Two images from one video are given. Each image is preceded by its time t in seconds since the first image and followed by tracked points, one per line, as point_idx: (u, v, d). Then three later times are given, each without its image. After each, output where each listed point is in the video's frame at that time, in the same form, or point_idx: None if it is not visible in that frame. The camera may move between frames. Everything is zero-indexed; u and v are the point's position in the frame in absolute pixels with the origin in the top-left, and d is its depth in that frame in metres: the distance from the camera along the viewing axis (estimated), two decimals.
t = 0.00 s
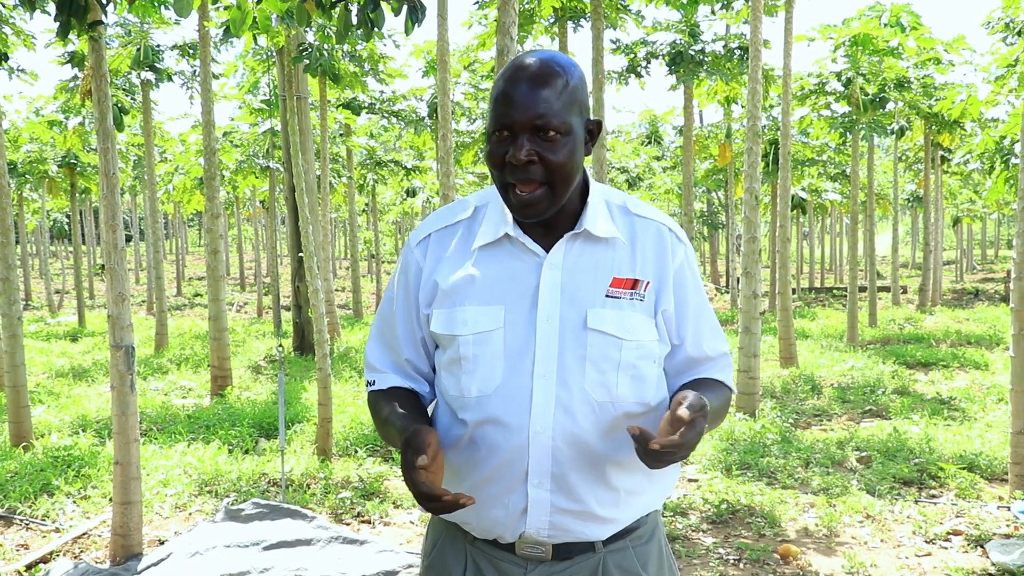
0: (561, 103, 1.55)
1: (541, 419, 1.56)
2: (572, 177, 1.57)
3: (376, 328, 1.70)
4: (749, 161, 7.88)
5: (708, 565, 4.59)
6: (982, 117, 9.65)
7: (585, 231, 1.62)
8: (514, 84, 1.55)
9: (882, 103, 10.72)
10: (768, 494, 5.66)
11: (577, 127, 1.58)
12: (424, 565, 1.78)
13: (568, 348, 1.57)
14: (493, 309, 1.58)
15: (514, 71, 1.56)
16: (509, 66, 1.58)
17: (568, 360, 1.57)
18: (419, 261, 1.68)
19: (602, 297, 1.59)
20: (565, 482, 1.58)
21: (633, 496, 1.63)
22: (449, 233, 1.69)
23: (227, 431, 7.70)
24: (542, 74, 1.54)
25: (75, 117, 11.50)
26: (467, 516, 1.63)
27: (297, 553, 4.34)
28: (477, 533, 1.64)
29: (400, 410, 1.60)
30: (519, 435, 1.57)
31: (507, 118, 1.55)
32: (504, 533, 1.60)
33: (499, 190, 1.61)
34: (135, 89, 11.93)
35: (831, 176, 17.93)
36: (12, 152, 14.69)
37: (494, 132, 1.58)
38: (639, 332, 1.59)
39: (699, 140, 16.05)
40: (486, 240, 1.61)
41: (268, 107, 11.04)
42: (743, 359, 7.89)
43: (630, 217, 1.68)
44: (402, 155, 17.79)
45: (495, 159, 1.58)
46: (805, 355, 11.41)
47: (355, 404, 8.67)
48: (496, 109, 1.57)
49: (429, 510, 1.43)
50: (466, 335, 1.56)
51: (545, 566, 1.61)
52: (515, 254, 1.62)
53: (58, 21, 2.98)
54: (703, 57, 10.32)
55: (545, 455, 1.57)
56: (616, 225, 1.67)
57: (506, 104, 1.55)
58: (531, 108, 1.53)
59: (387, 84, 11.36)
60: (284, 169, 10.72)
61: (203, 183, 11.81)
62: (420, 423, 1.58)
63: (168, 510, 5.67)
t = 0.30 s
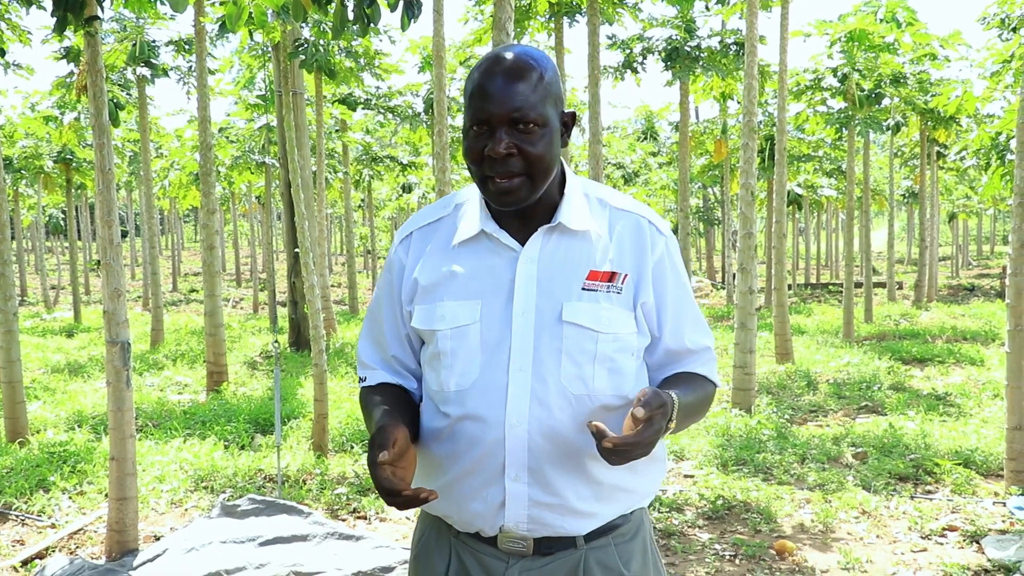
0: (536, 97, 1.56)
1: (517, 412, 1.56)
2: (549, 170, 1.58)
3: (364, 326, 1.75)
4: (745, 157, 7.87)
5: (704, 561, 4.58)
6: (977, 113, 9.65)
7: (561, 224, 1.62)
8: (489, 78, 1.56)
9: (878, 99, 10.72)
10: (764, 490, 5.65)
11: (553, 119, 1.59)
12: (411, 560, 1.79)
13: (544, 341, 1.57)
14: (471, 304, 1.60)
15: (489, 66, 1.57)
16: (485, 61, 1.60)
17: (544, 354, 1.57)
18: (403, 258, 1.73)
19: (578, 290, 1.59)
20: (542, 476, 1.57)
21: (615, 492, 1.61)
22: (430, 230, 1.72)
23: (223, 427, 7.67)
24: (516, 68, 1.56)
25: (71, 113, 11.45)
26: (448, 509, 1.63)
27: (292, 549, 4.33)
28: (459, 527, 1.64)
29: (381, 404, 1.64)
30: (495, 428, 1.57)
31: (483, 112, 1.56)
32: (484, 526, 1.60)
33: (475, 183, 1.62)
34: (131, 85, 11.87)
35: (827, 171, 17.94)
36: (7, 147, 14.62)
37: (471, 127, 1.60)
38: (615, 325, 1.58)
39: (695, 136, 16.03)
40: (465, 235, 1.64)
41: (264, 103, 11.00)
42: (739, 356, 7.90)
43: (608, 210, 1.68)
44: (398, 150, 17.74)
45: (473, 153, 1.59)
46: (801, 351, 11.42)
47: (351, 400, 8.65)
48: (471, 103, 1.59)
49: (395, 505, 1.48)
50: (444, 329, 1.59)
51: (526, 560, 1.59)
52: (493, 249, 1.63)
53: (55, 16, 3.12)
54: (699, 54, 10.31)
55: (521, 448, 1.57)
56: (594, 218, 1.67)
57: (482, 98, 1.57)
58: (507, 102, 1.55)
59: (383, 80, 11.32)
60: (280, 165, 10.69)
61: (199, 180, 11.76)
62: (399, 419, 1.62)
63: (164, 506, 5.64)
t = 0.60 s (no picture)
0: (516, 85, 1.55)
1: (501, 407, 1.54)
2: (531, 158, 1.57)
3: (352, 325, 1.75)
4: (741, 154, 7.84)
5: (700, 558, 4.58)
6: (974, 110, 9.64)
7: (542, 217, 1.61)
8: (470, 69, 1.55)
9: (874, 96, 10.69)
10: (761, 486, 5.65)
11: (534, 108, 1.58)
12: (401, 559, 1.76)
13: (528, 336, 1.55)
14: (455, 300, 1.59)
15: (470, 56, 1.56)
16: (466, 53, 1.59)
17: (529, 349, 1.55)
18: (389, 257, 1.73)
19: (561, 284, 1.57)
20: (528, 472, 1.55)
21: (604, 488, 1.58)
22: (415, 229, 1.72)
23: (220, 423, 7.65)
24: (496, 59, 1.55)
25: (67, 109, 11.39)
26: (437, 506, 1.62)
27: (289, 546, 4.31)
28: (447, 523, 1.62)
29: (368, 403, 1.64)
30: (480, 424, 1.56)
31: (464, 99, 1.55)
32: (471, 523, 1.57)
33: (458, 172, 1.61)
34: (127, 81, 11.82)
35: (823, 168, 17.94)
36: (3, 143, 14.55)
37: (453, 115, 1.58)
38: (599, 319, 1.55)
39: (692, 132, 16.02)
40: (448, 232, 1.63)
41: (260, 100, 10.95)
42: (735, 353, 7.89)
43: (591, 202, 1.67)
44: (395, 146, 17.71)
45: (455, 142, 1.57)
46: (798, 347, 11.43)
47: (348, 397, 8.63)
48: (453, 92, 1.57)
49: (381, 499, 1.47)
50: (430, 327, 1.58)
51: (514, 558, 1.56)
52: (476, 245, 1.62)
53: (52, 13, 3.11)
54: (696, 50, 10.30)
55: (506, 444, 1.54)
56: (576, 210, 1.65)
57: (463, 86, 1.56)
58: (489, 90, 1.54)
59: (380, 76, 11.28)
60: (277, 162, 10.64)
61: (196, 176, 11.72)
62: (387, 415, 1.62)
63: (160, 503, 5.62)
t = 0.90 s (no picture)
0: (532, 69, 1.58)
1: (493, 400, 1.53)
2: (541, 143, 1.59)
3: (343, 322, 1.74)
4: (740, 152, 7.83)
5: (699, 556, 4.58)
6: (973, 107, 9.63)
7: (532, 209, 1.60)
8: (488, 48, 1.57)
9: (873, 93, 10.66)
10: (759, 484, 5.65)
11: (545, 96, 1.61)
12: (394, 560, 1.75)
13: (520, 329, 1.54)
14: (447, 295, 1.58)
15: (487, 39, 1.58)
16: (479, 40, 1.61)
17: (522, 342, 1.54)
18: (380, 254, 1.72)
19: (554, 278, 1.56)
20: (521, 467, 1.53)
21: (597, 485, 1.57)
22: (408, 225, 1.72)
23: (218, 421, 7.64)
24: (512, 45, 1.57)
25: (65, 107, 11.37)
26: (430, 503, 1.60)
27: (288, 543, 4.30)
28: (439, 521, 1.60)
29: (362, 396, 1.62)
30: (473, 418, 1.54)
31: (484, 74, 1.56)
32: (464, 519, 1.55)
33: (467, 151, 1.60)
34: (125, 79, 11.79)
35: (822, 166, 17.95)
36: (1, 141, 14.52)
37: (464, 92, 1.59)
38: (592, 313, 1.55)
39: (690, 130, 16.01)
40: (440, 225, 1.63)
41: (258, 97, 10.93)
42: (734, 350, 7.89)
43: (582, 198, 1.67)
44: (393, 144, 17.67)
45: (466, 120, 1.57)
46: (796, 345, 11.42)
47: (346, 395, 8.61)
48: (468, 69, 1.58)
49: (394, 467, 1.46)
50: (422, 321, 1.57)
51: (506, 557, 1.55)
52: (469, 239, 1.62)
53: (50, 11, 3.10)
54: (694, 48, 10.28)
55: (499, 439, 1.53)
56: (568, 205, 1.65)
57: (480, 64, 1.57)
58: (506, 69, 1.55)
59: (378, 74, 11.25)
60: (275, 159, 10.62)
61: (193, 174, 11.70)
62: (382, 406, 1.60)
63: (158, 500, 5.62)
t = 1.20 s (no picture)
0: (533, 67, 1.57)
1: (493, 394, 1.53)
2: (541, 141, 1.58)
3: (341, 317, 1.74)
4: (739, 151, 7.83)
5: (698, 555, 4.58)
6: (972, 106, 9.62)
7: (535, 207, 1.60)
8: (488, 48, 1.56)
9: (872, 91, 10.65)
10: (759, 483, 5.64)
11: (545, 94, 1.60)
12: (385, 560, 1.73)
13: (521, 326, 1.54)
14: (448, 288, 1.58)
15: (487, 38, 1.58)
16: (480, 39, 1.61)
17: (522, 337, 1.54)
18: (379, 251, 1.72)
19: (555, 275, 1.55)
20: (519, 462, 1.52)
21: (593, 483, 1.57)
22: (408, 221, 1.71)
23: (217, 420, 7.63)
24: (513, 44, 1.57)
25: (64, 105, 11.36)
26: (424, 498, 1.58)
27: (286, 542, 4.30)
28: (433, 518, 1.59)
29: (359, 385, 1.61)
30: (471, 414, 1.53)
31: (484, 74, 1.55)
32: (458, 515, 1.54)
33: (467, 149, 1.59)
34: (125, 78, 11.79)
35: (821, 164, 17.95)
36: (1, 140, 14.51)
37: (465, 89, 1.58)
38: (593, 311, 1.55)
39: (689, 129, 16.00)
40: (441, 219, 1.63)
41: (257, 96, 10.92)
42: (733, 349, 7.89)
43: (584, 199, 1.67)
44: (392, 143, 17.67)
45: (466, 119, 1.56)
46: (795, 344, 11.42)
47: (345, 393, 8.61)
48: (468, 68, 1.57)
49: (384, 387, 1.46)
50: (422, 315, 1.57)
51: (500, 556, 1.54)
52: (470, 235, 1.62)
53: (49, 9, 3.10)
54: (693, 47, 10.27)
55: (498, 434, 1.51)
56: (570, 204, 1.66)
57: (480, 62, 1.56)
58: (507, 67, 1.55)
59: (377, 73, 11.25)
60: (273, 158, 10.61)
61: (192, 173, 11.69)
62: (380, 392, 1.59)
63: (158, 499, 5.61)
